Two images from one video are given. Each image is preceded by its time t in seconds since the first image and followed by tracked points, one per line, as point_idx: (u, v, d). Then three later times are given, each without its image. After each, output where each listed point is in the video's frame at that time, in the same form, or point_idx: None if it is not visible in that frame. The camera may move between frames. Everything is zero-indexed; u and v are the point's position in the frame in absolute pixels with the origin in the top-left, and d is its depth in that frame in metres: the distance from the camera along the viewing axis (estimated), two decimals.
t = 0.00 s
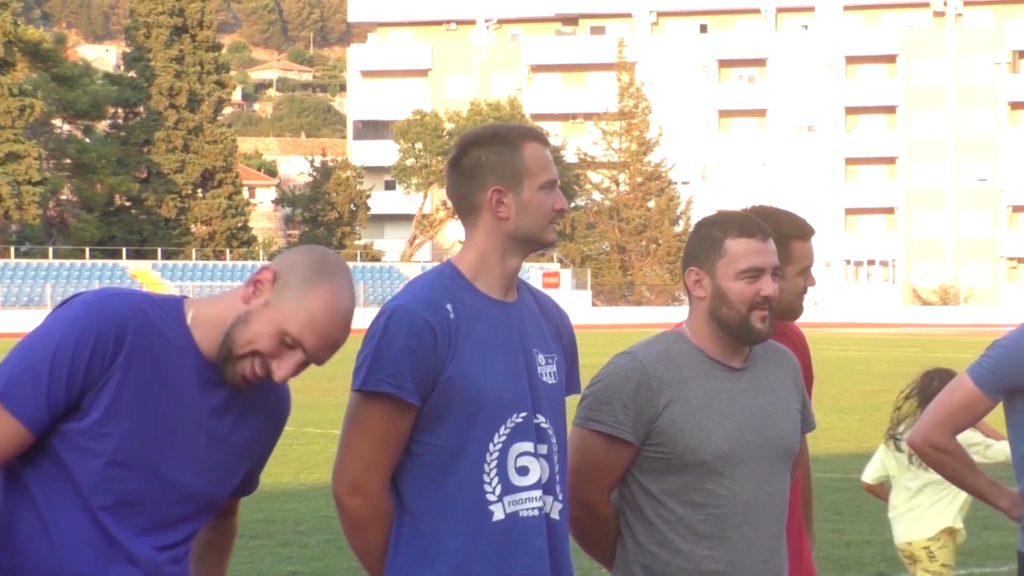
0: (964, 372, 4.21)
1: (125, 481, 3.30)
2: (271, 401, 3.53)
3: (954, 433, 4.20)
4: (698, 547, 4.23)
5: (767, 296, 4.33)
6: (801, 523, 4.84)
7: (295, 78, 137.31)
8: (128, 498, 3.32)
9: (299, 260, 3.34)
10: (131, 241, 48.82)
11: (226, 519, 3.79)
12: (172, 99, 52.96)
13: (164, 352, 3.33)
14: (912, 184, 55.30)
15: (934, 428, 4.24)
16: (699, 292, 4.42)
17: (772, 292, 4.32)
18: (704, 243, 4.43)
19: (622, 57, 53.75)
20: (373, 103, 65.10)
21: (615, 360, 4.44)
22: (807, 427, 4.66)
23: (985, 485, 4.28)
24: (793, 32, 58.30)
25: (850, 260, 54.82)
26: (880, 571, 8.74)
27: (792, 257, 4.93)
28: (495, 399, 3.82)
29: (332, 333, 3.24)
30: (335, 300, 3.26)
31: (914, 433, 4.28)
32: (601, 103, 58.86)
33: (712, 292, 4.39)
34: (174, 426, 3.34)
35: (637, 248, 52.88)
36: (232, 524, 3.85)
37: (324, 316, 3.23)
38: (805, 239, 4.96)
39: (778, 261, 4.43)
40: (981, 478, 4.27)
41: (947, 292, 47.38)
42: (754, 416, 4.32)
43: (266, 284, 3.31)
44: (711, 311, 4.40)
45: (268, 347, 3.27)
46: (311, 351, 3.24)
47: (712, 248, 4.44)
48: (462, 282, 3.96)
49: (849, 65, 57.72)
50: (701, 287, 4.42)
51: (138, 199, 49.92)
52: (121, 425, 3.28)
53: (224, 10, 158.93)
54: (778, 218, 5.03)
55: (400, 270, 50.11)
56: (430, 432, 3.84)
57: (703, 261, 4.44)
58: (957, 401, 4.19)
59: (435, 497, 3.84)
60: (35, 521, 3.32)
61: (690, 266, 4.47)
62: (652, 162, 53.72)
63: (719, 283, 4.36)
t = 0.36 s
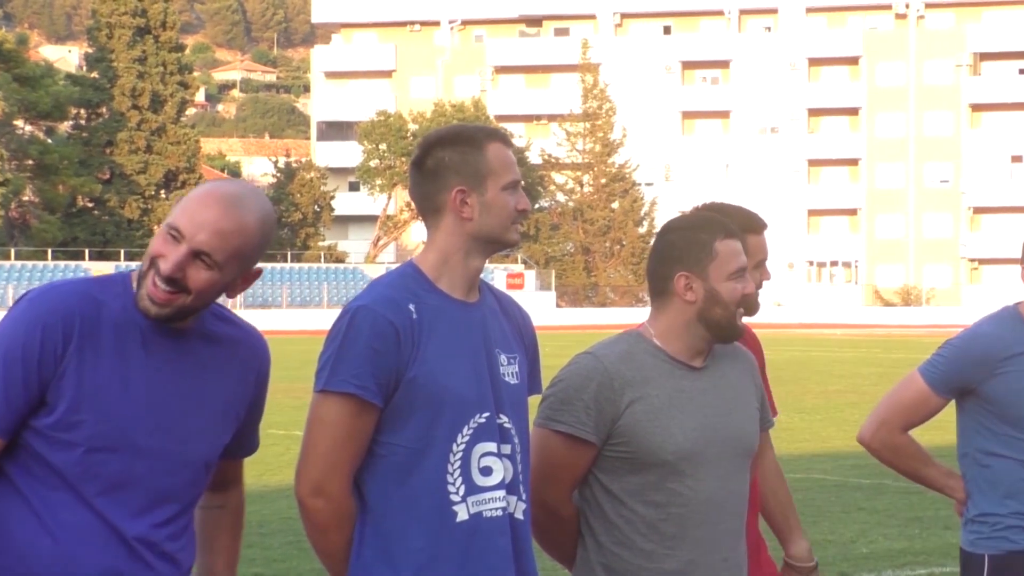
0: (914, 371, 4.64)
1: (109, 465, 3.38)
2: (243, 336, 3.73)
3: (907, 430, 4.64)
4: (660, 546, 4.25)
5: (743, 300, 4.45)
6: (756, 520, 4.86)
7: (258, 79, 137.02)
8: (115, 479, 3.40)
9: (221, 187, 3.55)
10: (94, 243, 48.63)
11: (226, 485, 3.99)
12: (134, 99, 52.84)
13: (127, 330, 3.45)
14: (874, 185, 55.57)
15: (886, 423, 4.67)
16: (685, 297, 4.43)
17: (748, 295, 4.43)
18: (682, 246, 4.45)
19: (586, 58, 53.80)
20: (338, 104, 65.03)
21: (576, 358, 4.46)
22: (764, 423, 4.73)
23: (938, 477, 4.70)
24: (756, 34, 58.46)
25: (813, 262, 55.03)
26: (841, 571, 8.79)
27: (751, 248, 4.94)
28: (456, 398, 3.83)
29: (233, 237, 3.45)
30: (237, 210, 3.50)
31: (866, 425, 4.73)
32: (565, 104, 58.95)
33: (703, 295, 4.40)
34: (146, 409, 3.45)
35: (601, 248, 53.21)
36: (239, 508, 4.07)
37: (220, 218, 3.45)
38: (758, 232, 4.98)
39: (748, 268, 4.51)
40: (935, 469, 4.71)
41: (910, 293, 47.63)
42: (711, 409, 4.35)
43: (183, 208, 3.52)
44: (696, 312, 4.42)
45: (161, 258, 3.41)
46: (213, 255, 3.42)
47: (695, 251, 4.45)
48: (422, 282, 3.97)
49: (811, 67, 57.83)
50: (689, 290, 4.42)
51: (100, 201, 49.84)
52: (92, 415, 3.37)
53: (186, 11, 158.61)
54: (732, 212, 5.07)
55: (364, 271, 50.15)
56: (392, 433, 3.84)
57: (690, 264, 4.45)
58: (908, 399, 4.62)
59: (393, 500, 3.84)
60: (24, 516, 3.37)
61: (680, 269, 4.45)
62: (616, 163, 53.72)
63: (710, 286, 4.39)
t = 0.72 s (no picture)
0: (851, 379, 5.59)
1: (92, 456, 3.41)
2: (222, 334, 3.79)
3: (848, 431, 5.56)
4: (632, 546, 4.25)
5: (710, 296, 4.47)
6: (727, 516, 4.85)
7: (217, 79, 136.60)
8: (98, 472, 3.42)
9: (190, 173, 3.63)
10: (50, 244, 48.33)
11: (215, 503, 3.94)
12: (91, 99, 52.80)
13: (110, 324, 3.51)
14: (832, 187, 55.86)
15: (828, 426, 5.60)
16: (661, 297, 4.42)
17: (717, 291, 4.43)
18: (655, 246, 4.45)
19: (545, 59, 53.82)
20: (296, 104, 64.85)
21: (545, 359, 4.44)
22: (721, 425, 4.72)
23: (879, 480, 5.59)
24: (714, 36, 58.55)
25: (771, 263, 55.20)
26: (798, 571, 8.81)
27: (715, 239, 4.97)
28: (412, 399, 3.82)
29: (205, 224, 3.52)
30: (209, 197, 3.57)
31: (804, 436, 5.64)
32: (523, 105, 58.96)
33: (677, 296, 4.40)
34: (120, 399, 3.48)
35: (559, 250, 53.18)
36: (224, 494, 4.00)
37: (189, 204, 3.53)
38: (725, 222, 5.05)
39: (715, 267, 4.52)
40: (875, 474, 5.60)
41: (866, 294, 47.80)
42: (678, 406, 4.36)
43: (155, 197, 3.59)
44: (670, 312, 4.41)
45: (136, 250, 3.48)
46: (186, 244, 3.50)
47: (671, 251, 4.45)
48: (379, 282, 3.96)
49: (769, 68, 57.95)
50: (665, 290, 4.42)
51: (56, 201, 49.63)
52: (74, 406, 3.40)
53: (145, 11, 157.93)
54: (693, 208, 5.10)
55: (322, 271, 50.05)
56: (347, 434, 3.82)
57: (665, 264, 4.45)
58: (851, 402, 5.55)
59: (348, 500, 3.82)
60: (10, 512, 3.39)
61: (656, 270, 4.44)
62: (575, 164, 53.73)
63: (686, 286, 4.40)
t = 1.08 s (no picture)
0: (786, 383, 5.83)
1: (52, 449, 3.46)
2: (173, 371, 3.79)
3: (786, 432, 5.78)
4: (614, 544, 4.28)
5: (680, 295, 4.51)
6: (697, 513, 4.92)
7: (169, 76, 135.85)
8: (55, 467, 3.47)
9: (189, 218, 3.70)
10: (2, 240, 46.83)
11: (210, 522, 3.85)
12: (44, 97, 52.40)
13: (81, 333, 3.58)
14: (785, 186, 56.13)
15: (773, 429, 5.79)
16: (632, 297, 4.46)
17: (686, 293, 4.48)
18: (627, 247, 4.47)
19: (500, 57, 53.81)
20: (250, 102, 64.62)
21: (523, 362, 4.44)
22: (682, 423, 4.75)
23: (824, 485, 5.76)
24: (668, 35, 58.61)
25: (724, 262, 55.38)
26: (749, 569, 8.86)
27: (703, 227, 5.12)
28: (361, 396, 3.84)
29: (208, 274, 3.61)
30: (216, 247, 3.65)
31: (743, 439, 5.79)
32: (478, 104, 58.93)
33: (648, 296, 4.44)
34: (87, 424, 3.53)
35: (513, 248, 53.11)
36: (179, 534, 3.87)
37: (195, 254, 3.60)
38: (719, 216, 5.15)
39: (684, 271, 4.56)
40: (811, 477, 5.72)
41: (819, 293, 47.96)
42: (650, 407, 4.38)
43: (156, 236, 3.66)
44: (642, 312, 4.45)
45: (133, 283, 3.57)
46: (183, 289, 3.58)
47: (642, 250, 4.48)
48: (328, 279, 3.97)
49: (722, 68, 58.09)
50: (637, 290, 4.45)
51: (8, 199, 48.83)
52: (46, 395, 3.47)
53: (96, 8, 156.92)
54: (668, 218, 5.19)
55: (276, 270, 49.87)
56: (295, 433, 3.84)
57: (637, 262, 4.47)
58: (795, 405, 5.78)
59: (306, 496, 3.83)
60: None
61: (629, 271, 4.48)
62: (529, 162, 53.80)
63: (658, 285, 4.44)
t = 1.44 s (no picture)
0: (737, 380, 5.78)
1: None
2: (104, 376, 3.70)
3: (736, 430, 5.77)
4: (581, 539, 4.28)
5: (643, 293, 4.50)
6: (663, 511, 4.91)
7: (123, 70, 135.17)
8: None
9: (85, 199, 3.44)
10: None
11: (180, 524, 3.84)
12: None
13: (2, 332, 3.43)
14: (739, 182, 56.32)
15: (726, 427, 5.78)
16: (597, 295, 4.45)
17: (650, 291, 4.47)
18: (591, 245, 4.45)
19: (455, 52, 53.83)
20: (204, 97, 64.40)
21: (489, 359, 4.40)
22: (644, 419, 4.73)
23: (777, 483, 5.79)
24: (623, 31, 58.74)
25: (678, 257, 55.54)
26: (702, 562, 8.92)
27: (679, 223, 5.15)
28: (316, 391, 3.84)
29: (100, 261, 3.38)
30: (109, 231, 3.40)
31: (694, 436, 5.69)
32: (433, 99, 58.92)
33: (613, 294, 4.43)
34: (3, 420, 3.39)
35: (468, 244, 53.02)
36: (107, 503, 3.80)
37: (86, 238, 3.37)
38: (688, 212, 5.16)
39: (647, 266, 4.53)
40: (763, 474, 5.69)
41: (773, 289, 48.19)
42: (616, 405, 4.38)
43: (47, 219, 3.43)
44: (607, 310, 4.44)
45: (25, 270, 3.37)
46: (75, 275, 3.37)
47: (607, 248, 4.47)
48: (284, 276, 3.97)
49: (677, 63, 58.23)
50: (603, 288, 4.44)
51: None
52: None
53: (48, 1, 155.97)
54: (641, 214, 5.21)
55: (231, 265, 49.73)
56: (246, 429, 3.83)
57: (601, 261, 4.46)
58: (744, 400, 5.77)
59: (259, 493, 3.82)
60: None
61: (592, 269, 4.46)
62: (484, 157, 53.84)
63: (622, 283, 4.42)
